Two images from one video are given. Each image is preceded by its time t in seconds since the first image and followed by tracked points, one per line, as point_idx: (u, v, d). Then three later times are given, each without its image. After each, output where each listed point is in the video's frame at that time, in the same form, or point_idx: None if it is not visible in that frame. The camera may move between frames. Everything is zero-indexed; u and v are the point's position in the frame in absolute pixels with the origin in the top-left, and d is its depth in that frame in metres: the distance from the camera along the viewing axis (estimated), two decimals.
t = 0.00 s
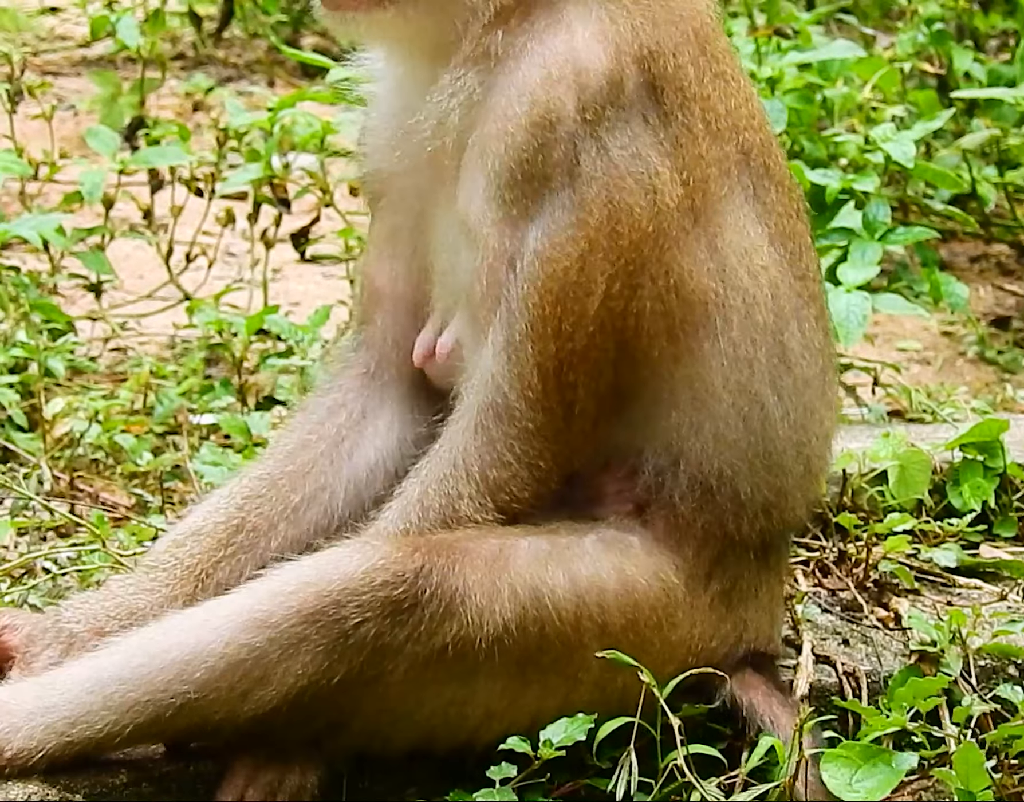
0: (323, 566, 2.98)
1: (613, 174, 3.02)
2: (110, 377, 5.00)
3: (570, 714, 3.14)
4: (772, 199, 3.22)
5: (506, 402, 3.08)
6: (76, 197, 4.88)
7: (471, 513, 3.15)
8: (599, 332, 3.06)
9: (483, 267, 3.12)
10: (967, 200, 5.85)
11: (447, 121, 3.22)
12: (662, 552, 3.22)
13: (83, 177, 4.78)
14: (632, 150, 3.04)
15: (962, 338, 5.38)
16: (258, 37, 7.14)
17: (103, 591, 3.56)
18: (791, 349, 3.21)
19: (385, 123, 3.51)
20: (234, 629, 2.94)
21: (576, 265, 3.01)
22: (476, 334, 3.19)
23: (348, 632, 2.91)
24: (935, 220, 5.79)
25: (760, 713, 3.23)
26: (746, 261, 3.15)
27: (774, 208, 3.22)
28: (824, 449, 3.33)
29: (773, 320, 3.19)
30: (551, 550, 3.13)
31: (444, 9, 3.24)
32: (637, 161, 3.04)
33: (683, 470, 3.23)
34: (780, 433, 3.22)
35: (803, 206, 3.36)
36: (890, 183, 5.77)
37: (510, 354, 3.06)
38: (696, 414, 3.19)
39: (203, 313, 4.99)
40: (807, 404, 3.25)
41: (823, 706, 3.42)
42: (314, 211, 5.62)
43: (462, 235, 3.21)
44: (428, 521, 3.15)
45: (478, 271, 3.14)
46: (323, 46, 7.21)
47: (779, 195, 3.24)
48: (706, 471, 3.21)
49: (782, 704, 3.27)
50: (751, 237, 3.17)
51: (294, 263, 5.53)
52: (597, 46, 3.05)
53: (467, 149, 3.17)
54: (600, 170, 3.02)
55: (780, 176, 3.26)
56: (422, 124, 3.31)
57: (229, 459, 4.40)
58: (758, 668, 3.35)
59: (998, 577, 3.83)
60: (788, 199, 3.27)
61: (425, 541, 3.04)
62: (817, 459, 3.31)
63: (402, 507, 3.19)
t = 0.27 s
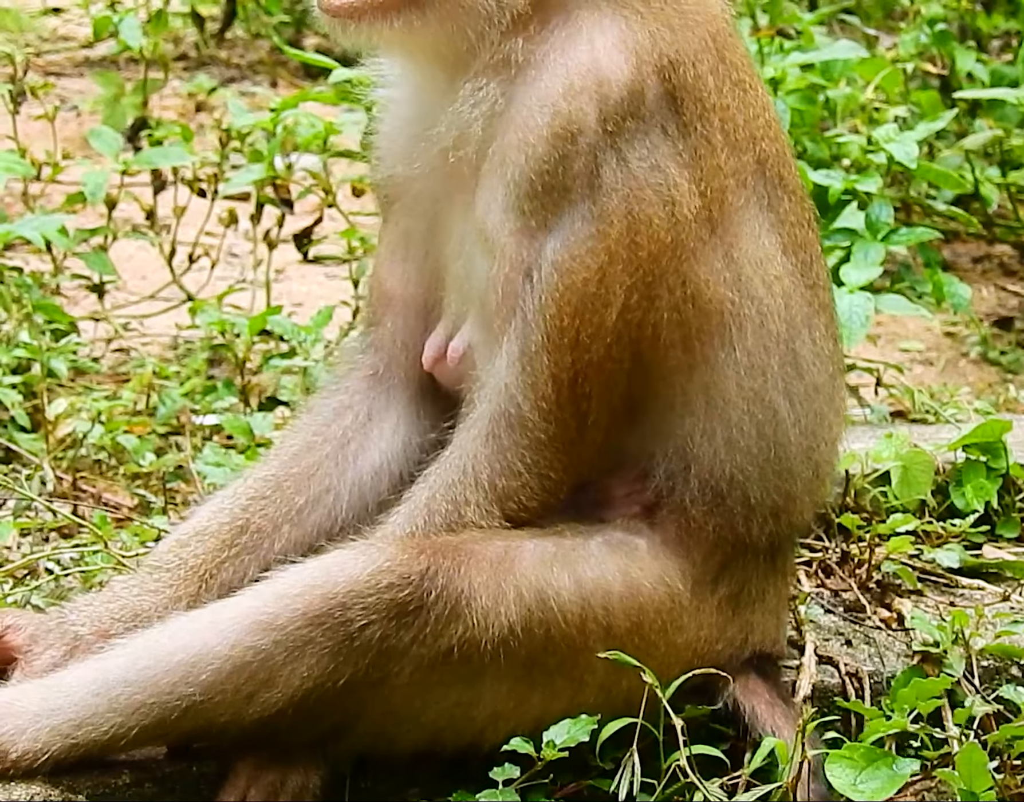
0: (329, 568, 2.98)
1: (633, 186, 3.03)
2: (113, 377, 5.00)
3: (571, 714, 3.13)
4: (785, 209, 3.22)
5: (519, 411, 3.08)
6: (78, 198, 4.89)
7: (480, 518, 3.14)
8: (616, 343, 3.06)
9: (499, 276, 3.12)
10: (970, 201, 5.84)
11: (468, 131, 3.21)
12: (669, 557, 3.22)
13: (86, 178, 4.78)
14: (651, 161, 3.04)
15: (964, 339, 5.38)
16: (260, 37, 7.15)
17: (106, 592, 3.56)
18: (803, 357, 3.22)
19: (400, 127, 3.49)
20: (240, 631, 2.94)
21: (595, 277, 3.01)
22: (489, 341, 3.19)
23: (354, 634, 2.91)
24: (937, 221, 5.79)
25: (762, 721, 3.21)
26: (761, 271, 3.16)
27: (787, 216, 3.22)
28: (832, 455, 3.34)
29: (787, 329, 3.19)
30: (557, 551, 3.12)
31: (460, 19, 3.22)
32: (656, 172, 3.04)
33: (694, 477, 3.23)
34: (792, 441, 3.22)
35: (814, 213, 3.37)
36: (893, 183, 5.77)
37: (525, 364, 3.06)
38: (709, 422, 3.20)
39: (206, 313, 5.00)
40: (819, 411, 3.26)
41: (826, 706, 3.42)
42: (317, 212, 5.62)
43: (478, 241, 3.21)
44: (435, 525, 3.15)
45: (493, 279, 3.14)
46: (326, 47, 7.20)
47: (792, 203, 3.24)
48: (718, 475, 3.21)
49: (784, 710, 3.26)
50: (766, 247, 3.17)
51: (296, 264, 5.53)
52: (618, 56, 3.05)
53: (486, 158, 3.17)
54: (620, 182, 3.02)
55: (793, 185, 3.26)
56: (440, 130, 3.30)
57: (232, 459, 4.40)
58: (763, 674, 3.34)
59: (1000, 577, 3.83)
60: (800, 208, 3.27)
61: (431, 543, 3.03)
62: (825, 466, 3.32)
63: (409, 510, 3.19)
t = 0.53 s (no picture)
0: (332, 569, 2.98)
1: (641, 188, 3.03)
2: (115, 377, 5.00)
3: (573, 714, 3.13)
4: (791, 210, 3.22)
5: (525, 413, 3.08)
6: (81, 198, 4.89)
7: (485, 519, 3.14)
8: (624, 345, 3.06)
9: (506, 278, 3.12)
10: (972, 201, 5.84)
11: (476, 135, 3.21)
12: (673, 560, 3.22)
13: (89, 178, 4.78)
14: (659, 163, 3.04)
15: (967, 339, 5.37)
16: (263, 37, 7.15)
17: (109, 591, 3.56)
18: (809, 358, 3.22)
19: (405, 130, 3.48)
20: (244, 632, 2.94)
21: (603, 280, 3.02)
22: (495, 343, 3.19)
23: (357, 635, 2.91)
24: (940, 221, 5.79)
25: (763, 723, 3.22)
26: (767, 272, 3.16)
27: (792, 217, 3.22)
28: (837, 455, 3.34)
29: (793, 331, 3.19)
30: (561, 553, 3.12)
31: (465, 20, 3.22)
32: (663, 174, 3.04)
33: (701, 479, 3.23)
34: (798, 442, 3.22)
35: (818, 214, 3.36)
36: (896, 183, 5.76)
37: (533, 366, 3.06)
38: (716, 424, 3.19)
39: (208, 313, 5.00)
40: (825, 412, 3.26)
41: (828, 706, 3.41)
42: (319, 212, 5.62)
43: (484, 244, 3.20)
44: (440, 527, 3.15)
45: (499, 281, 3.14)
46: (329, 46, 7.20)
47: (798, 204, 3.24)
48: (725, 476, 3.21)
49: (787, 713, 3.26)
50: (772, 248, 3.17)
51: (299, 263, 5.53)
52: (626, 58, 3.05)
53: (494, 162, 3.17)
54: (628, 185, 3.02)
55: (798, 186, 3.26)
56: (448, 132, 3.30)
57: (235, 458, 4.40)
58: (766, 675, 3.34)
59: (1003, 577, 3.83)
60: (806, 209, 3.27)
61: (435, 544, 3.03)
62: (831, 466, 3.32)
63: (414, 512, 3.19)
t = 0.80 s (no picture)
0: (334, 568, 2.98)
1: (641, 186, 3.03)
2: (117, 377, 5.00)
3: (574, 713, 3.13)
4: (791, 207, 3.22)
5: (525, 413, 3.08)
6: (82, 198, 4.89)
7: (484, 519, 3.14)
8: (624, 343, 3.07)
9: (505, 277, 3.12)
10: (974, 199, 5.84)
11: (475, 133, 3.21)
12: (674, 560, 3.21)
13: (90, 177, 4.78)
14: (658, 161, 3.04)
15: (968, 338, 5.37)
16: (264, 37, 7.15)
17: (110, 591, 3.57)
18: (809, 355, 3.22)
19: (405, 128, 3.48)
20: (246, 631, 2.94)
21: (603, 278, 3.02)
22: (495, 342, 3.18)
23: (359, 634, 2.91)
24: (941, 220, 5.79)
25: (764, 723, 3.22)
26: (767, 269, 3.16)
27: (791, 214, 3.22)
28: (838, 451, 3.33)
29: (793, 328, 3.19)
30: (562, 553, 3.12)
31: (466, 19, 3.22)
32: (662, 172, 3.04)
33: (703, 478, 3.23)
34: (799, 440, 3.22)
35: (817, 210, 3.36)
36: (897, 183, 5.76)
37: (533, 365, 3.06)
38: (716, 422, 3.20)
39: (209, 313, 5.00)
40: (825, 410, 3.26)
41: (829, 705, 3.41)
42: (320, 211, 5.63)
43: (484, 243, 3.20)
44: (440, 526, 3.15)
45: (498, 279, 3.14)
46: (329, 46, 7.20)
47: (797, 201, 3.24)
48: (725, 474, 3.21)
49: (789, 714, 3.25)
50: (771, 245, 3.17)
51: (300, 263, 5.53)
52: (624, 55, 3.05)
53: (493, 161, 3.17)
54: (627, 182, 3.02)
55: (798, 182, 3.26)
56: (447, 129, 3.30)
57: (236, 458, 4.40)
58: (768, 675, 3.34)
59: (1004, 576, 3.83)
60: (805, 206, 3.27)
61: (436, 544, 3.03)
62: (831, 464, 3.32)
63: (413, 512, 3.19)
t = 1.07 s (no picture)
0: (333, 566, 2.98)
1: (639, 184, 3.03)
2: (116, 375, 5.00)
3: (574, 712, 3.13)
4: (791, 204, 3.22)
5: (524, 411, 3.08)
6: (82, 196, 4.89)
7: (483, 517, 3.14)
8: (623, 340, 3.07)
9: (504, 276, 3.12)
10: (973, 199, 5.84)
11: (474, 131, 3.21)
12: (674, 559, 3.21)
13: (89, 176, 4.77)
14: (657, 159, 3.04)
15: (968, 338, 5.37)
16: (264, 35, 7.15)
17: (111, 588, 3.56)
18: (809, 354, 3.22)
19: (404, 127, 3.48)
20: (245, 629, 2.94)
21: (602, 276, 3.02)
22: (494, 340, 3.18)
23: (358, 632, 2.91)
24: (941, 219, 5.79)
25: (764, 724, 3.21)
26: (767, 266, 3.16)
27: (791, 211, 3.22)
28: (838, 450, 3.33)
29: (793, 325, 3.19)
30: (562, 551, 3.12)
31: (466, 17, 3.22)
32: (661, 170, 3.04)
33: (703, 476, 3.23)
34: (799, 438, 3.22)
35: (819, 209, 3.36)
36: (897, 182, 5.76)
37: (531, 364, 3.07)
38: (716, 421, 3.20)
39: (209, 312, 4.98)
40: (825, 408, 3.26)
41: (829, 704, 3.41)
42: (320, 210, 5.63)
43: (482, 241, 3.20)
44: (439, 524, 3.15)
45: (497, 277, 3.14)
46: (329, 44, 7.20)
47: (797, 198, 3.24)
48: (725, 472, 3.21)
49: (787, 712, 3.25)
50: (771, 242, 3.17)
51: (300, 262, 5.53)
52: (623, 53, 3.05)
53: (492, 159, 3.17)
54: (626, 181, 3.02)
55: (798, 179, 3.26)
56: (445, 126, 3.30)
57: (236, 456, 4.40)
58: (768, 674, 3.34)
59: (1004, 575, 3.83)
60: (805, 203, 3.27)
61: (435, 541, 3.03)
62: (831, 462, 3.32)
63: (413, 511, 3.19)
